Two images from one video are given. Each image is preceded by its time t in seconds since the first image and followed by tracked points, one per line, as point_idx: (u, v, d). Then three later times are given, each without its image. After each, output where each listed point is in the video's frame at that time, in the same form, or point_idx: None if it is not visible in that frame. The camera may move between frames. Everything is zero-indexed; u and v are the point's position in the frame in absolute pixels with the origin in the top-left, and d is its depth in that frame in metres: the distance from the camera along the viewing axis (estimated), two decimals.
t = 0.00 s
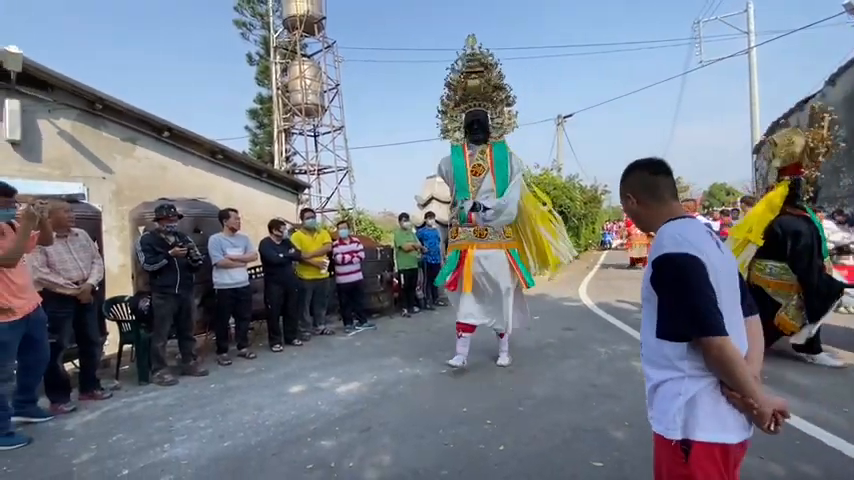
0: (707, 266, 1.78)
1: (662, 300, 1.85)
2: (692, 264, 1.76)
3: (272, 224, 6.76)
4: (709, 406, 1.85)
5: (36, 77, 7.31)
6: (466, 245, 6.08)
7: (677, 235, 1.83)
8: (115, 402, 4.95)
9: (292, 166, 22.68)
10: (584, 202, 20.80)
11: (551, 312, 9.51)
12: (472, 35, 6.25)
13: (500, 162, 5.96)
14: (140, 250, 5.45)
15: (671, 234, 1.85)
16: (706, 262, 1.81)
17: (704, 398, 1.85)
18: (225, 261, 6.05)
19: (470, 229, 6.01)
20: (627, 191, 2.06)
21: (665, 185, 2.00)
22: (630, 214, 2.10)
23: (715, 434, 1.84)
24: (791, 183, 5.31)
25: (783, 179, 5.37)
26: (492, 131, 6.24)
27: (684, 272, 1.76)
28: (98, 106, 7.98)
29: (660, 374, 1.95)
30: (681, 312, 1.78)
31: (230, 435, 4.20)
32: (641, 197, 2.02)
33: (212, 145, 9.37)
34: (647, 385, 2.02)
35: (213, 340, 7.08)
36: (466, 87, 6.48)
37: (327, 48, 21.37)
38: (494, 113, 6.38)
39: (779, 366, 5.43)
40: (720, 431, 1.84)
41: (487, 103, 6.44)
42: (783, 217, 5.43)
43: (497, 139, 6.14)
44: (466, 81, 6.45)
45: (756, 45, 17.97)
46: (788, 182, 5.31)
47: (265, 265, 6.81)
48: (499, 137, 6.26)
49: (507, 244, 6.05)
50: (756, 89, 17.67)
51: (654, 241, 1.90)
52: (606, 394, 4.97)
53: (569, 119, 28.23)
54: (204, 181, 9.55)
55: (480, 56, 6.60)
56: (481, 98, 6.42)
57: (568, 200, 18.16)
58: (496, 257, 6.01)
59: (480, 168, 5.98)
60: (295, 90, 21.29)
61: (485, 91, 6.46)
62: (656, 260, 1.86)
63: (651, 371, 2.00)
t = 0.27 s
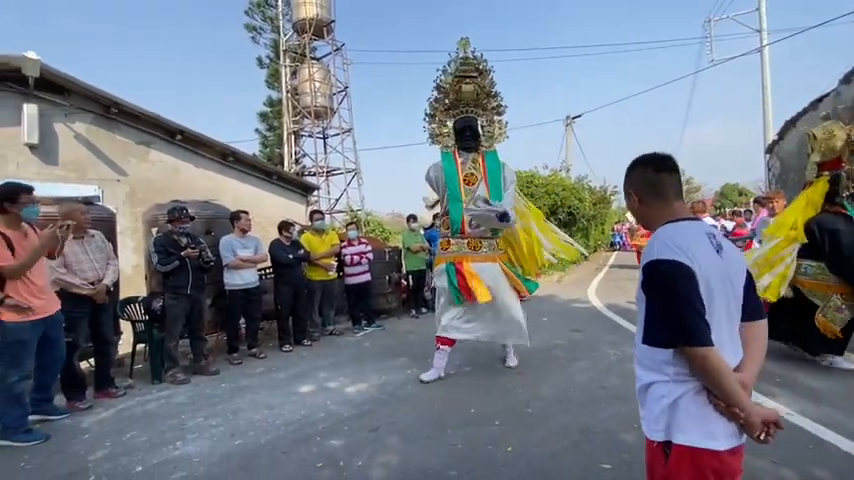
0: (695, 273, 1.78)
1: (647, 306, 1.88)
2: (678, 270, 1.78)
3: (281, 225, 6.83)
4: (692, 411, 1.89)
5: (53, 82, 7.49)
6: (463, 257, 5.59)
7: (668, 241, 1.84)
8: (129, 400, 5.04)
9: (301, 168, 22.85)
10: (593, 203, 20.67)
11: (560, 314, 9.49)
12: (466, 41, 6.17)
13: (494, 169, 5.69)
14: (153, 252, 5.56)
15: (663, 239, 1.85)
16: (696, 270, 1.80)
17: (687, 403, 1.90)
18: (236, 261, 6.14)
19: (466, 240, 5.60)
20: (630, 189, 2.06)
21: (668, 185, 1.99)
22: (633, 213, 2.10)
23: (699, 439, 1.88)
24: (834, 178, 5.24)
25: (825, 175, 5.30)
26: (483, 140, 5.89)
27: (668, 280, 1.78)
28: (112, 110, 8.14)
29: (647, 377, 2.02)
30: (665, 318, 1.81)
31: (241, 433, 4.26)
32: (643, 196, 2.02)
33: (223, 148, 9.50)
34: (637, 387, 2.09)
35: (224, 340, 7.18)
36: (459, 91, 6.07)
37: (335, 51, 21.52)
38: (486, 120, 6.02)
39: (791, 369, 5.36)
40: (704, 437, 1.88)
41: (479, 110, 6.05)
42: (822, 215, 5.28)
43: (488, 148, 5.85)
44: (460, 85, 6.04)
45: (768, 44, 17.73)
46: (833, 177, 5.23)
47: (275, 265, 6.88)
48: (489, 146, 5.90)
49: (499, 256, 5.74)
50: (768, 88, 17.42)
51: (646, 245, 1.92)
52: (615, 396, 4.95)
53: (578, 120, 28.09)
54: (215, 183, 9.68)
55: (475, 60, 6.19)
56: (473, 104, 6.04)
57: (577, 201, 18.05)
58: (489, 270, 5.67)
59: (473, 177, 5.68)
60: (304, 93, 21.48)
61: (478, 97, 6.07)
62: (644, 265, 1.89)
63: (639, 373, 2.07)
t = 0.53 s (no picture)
0: (692, 278, 1.79)
1: (645, 310, 1.90)
2: (673, 275, 1.79)
3: (291, 226, 6.91)
4: (691, 415, 1.90)
5: (70, 87, 7.66)
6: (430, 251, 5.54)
7: (664, 244, 1.86)
8: (143, 398, 5.14)
9: (310, 170, 23.05)
10: (602, 205, 20.55)
11: (569, 315, 9.46)
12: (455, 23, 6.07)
13: (473, 163, 5.56)
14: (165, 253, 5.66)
15: (659, 243, 1.88)
16: (692, 275, 1.80)
17: (685, 407, 1.91)
18: (247, 262, 6.22)
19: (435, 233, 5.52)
20: (631, 189, 2.08)
21: (669, 185, 1.99)
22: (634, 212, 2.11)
23: (698, 443, 1.89)
24: None
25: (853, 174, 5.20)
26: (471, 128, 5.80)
27: (662, 284, 1.80)
28: (127, 114, 8.31)
29: (647, 380, 2.03)
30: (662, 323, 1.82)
31: (252, 432, 4.33)
32: (644, 195, 2.03)
33: (234, 150, 9.62)
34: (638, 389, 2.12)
35: (234, 340, 7.28)
36: (446, 79, 6.01)
37: (344, 54, 21.68)
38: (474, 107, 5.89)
39: (805, 372, 5.29)
40: (703, 441, 1.89)
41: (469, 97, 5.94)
42: (850, 212, 5.09)
43: (476, 136, 5.74)
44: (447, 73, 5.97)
45: (780, 42, 17.49)
46: None
47: (285, 266, 6.96)
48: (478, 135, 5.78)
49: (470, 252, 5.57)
50: (781, 87, 17.19)
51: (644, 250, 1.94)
52: (624, 398, 4.92)
53: (587, 120, 27.93)
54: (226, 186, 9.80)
55: (461, 45, 6.07)
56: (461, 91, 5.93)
57: (586, 202, 17.97)
58: (458, 264, 5.52)
59: (452, 168, 5.58)
60: (314, 96, 21.68)
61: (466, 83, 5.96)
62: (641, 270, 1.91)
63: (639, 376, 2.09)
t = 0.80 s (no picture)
0: (700, 281, 1.79)
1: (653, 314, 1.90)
2: (682, 279, 1.79)
3: (300, 228, 6.98)
4: (700, 417, 1.90)
5: (86, 92, 7.82)
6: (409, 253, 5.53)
7: (673, 247, 1.86)
8: (156, 397, 5.24)
9: (320, 172, 23.22)
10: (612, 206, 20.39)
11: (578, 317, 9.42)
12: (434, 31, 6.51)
13: (448, 164, 5.29)
14: (177, 255, 5.76)
15: (667, 246, 1.88)
16: (702, 278, 1.81)
17: (694, 409, 1.90)
18: (258, 263, 6.30)
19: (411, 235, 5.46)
20: (639, 192, 2.08)
21: (677, 185, 1.99)
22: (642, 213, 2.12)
23: (707, 445, 1.89)
24: None
25: None
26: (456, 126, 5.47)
27: (671, 286, 1.80)
28: (141, 117, 8.46)
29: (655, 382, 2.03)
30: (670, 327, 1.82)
31: (262, 431, 4.39)
32: (652, 197, 2.04)
33: (245, 153, 9.73)
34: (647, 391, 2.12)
35: (245, 339, 7.37)
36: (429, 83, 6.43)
37: (354, 57, 21.81)
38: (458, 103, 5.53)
39: (820, 376, 5.21)
40: (712, 442, 1.88)
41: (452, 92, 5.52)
42: None
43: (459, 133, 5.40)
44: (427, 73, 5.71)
45: (794, 40, 17.20)
46: None
47: (294, 267, 7.03)
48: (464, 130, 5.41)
49: (442, 255, 5.25)
50: (795, 86, 16.90)
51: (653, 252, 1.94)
52: (634, 400, 4.89)
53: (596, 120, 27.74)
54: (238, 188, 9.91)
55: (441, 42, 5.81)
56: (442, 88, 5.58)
57: (595, 203, 17.85)
58: (431, 267, 5.26)
59: (433, 169, 5.41)
60: (323, 98, 21.86)
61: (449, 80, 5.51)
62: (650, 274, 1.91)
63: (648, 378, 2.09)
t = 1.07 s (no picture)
0: (717, 281, 1.79)
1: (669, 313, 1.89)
2: (699, 278, 1.79)
3: (311, 229, 7.05)
4: (714, 418, 1.89)
5: (103, 97, 8.01)
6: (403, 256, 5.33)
7: (689, 247, 1.86)
8: (170, 395, 5.34)
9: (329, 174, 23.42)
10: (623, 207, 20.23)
11: (588, 319, 9.37)
12: None
13: (432, 165, 4.89)
14: (191, 256, 5.86)
15: (683, 245, 1.88)
16: (719, 277, 1.81)
17: (707, 410, 1.90)
18: (269, 264, 6.39)
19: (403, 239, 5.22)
20: (650, 193, 2.09)
21: (689, 182, 2.01)
22: (653, 215, 2.12)
23: (720, 446, 1.88)
24: None
25: None
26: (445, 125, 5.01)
27: (688, 285, 1.79)
28: (156, 121, 8.64)
29: (668, 383, 2.03)
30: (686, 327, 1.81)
31: (274, 429, 4.45)
32: (666, 198, 2.04)
33: (257, 155, 9.86)
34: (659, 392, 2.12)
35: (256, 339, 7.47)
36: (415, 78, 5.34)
37: (363, 59, 21.96)
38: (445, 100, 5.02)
39: (836, 379, 5.11)
40: (725, 444, 1.88)
41: (440, 91, 5.00)
42: None
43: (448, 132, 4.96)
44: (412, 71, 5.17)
45: (809, 38, 16.90)
46: None
47: (305, 268, 7.12)
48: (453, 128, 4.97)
49: (427, 259, 4.87)
50: (811, 85, 16.61)
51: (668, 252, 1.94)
52: (644, 403, 4.86)
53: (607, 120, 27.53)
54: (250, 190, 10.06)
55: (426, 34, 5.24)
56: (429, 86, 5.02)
57: (606, 204, 17.72)
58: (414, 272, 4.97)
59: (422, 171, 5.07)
60: (333, 101, 22.05)
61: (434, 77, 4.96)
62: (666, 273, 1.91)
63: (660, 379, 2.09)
